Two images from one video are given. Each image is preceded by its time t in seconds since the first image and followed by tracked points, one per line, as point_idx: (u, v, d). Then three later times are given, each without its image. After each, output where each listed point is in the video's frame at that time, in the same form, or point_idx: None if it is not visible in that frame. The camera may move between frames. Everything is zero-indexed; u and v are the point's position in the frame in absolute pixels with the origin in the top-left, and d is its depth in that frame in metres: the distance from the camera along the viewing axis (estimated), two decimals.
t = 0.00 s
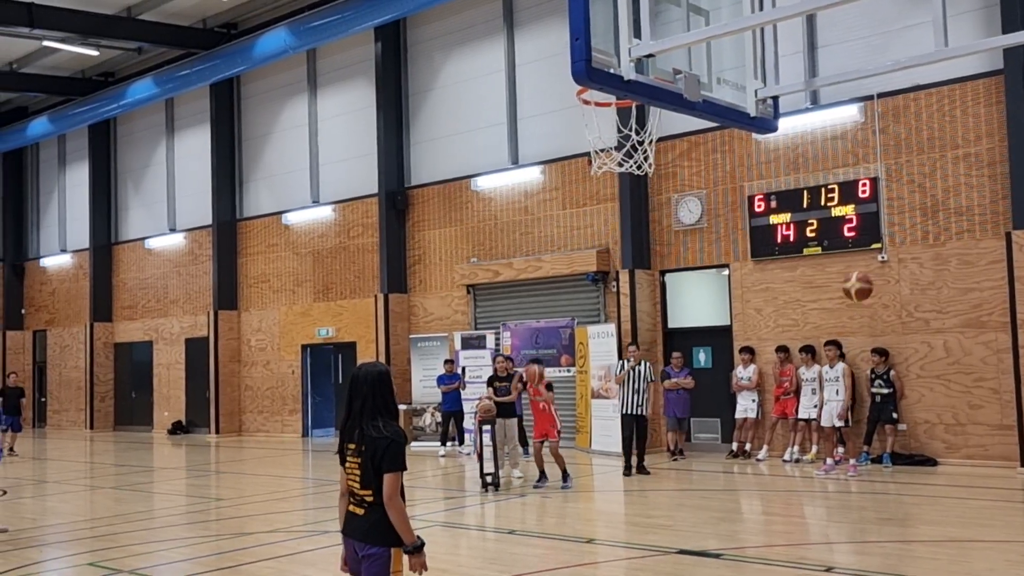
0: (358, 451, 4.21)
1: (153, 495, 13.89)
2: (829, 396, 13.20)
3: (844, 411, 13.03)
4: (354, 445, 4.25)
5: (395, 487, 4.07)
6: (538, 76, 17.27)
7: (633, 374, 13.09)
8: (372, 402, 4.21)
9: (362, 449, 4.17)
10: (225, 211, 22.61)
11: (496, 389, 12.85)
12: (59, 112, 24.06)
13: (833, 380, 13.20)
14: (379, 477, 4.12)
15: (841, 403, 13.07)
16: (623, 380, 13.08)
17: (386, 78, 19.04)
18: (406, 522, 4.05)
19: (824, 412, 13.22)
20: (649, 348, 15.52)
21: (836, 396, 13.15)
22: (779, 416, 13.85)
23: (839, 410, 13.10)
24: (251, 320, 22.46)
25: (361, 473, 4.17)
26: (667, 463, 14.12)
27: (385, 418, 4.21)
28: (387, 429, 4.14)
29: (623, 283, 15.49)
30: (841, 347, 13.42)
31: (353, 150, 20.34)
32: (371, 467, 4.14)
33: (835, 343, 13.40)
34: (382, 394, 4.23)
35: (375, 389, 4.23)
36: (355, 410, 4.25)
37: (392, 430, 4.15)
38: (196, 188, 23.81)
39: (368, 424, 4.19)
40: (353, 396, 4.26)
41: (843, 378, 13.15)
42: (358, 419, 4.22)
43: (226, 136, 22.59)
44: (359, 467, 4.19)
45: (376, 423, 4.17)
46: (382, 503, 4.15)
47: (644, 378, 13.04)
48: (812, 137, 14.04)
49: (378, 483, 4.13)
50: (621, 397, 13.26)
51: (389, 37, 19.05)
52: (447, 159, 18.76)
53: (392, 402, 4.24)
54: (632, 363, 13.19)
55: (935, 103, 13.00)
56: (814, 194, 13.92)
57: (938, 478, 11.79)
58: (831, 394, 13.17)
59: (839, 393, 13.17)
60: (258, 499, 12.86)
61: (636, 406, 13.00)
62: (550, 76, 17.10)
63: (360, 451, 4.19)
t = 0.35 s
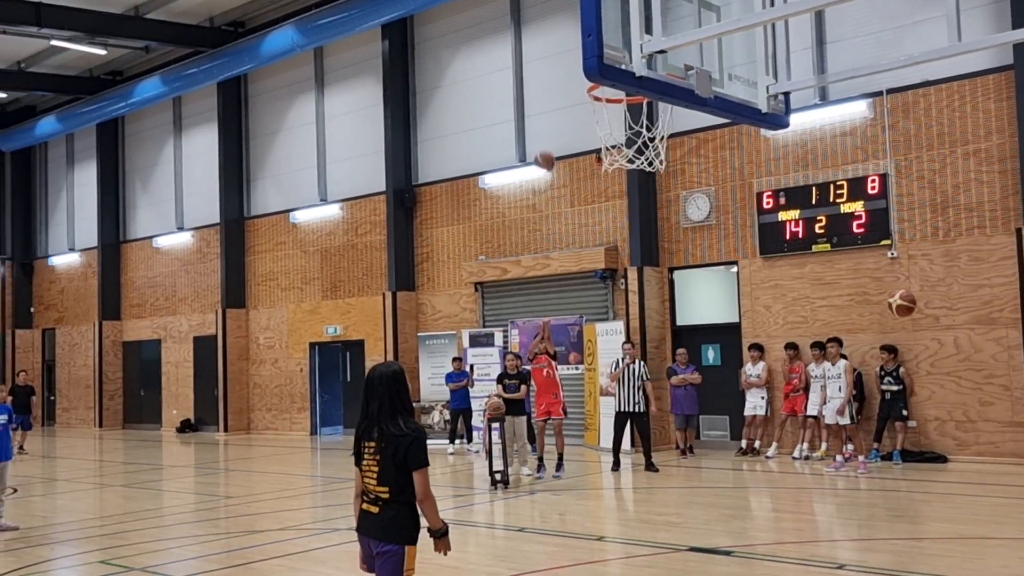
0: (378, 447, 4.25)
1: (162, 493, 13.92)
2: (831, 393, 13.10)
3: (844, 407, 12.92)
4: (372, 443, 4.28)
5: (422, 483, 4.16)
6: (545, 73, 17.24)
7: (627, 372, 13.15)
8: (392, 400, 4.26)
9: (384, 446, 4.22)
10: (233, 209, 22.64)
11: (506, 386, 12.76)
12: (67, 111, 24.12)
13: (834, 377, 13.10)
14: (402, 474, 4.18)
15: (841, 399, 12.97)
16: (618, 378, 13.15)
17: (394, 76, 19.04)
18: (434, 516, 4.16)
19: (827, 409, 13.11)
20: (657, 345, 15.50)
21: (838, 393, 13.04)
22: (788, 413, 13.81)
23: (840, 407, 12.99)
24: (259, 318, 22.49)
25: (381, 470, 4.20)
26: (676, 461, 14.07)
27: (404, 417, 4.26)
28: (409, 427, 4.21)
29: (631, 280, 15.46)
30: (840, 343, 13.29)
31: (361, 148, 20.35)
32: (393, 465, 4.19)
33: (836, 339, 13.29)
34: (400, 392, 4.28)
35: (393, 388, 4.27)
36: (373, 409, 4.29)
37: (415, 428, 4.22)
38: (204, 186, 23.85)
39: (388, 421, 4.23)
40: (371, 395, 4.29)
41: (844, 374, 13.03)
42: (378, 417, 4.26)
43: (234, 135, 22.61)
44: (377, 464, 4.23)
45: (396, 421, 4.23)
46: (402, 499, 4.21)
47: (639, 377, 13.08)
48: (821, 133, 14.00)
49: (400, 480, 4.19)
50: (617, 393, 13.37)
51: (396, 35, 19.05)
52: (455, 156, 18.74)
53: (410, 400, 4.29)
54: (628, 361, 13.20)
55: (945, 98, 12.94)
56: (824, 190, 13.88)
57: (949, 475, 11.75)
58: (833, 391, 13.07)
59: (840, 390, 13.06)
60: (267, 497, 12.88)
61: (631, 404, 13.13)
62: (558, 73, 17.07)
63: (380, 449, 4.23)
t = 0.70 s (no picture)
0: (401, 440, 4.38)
1: (169, 494, 13.93)
2: (836, 390, 13.08)
3: (849, 405, 12.91)
4: (395, 437, 4.41)
5: (446, 470, 4.33)
6: (550, 72, 17.23)
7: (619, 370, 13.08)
8: (410, 395, 4.39)
9: (407, 439, 4.35)
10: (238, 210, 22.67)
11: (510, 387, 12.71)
12: (72, 113, 24.15)
13: (837, 374, 13.10)
14: (425, 464, 4.33)
15: (846, 397, 12.95)
16: (611, 376, 13.06)
17: (398, 76, 19.04)
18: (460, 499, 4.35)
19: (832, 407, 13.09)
20: (664, 344, 15.53)
21: (842, 390, 13.02)
22: (795, 410, 13.87)
23: (845, 404, 12.97)
24: (264, 318, 22.52)
25: (405, 462, 4.35)
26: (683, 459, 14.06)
27: (423, 409, 4.41)
28: (430, 419, 4.36)
29: (637, 279, 15.46)
30: (841, 341, 13.22)
31: (366, 148, 20.36)
32: (417, 456, 4.33)
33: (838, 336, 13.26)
34: (417, 386, 4.42)
35: (411, 382, 4.40)
36: (391, 404, 4.42)
37: (436, 419, 4.38)
38: (209, 187, 23.88)
39: (409, 415, 4.38)
40: (389, 391, 4.42)
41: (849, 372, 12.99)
42: (397, 411, 4.40)
43: (239, 135, 22.63)
44: (401, 457, 4.37)
45: (416, 413, 4.37)
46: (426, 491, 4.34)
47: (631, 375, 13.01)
48: (826, 131, 13.99)
49: (425, 470, 4.34)
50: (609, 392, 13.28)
51: (400, 35, 19.06)
52: (460, 156, 18.76)
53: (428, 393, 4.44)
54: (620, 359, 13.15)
55: (952, 95, 12.92)
56: (830, 188, 13.88)
57: (957, 473, 11.74)
58: (837, 389, 13.05)
59: (844, 387, 13.04)
60: (274, 497, 12.89)
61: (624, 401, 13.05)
62: (563, 73, 17.07)
63: (402, 441, 4.37)
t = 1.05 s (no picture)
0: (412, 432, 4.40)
1: (165, 489, 13.90)
2: (831, 384, 13.06)
3: (844, 398, 12.92)
4: (406, 428, 4.43)
5: (455, 461, 4.32)
6: (547, 66, 17.21)
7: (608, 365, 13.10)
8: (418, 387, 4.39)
9: (419, 431, 4.37)
10: (233, 204, 22.61)
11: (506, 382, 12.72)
12: (66, 106, 24.05)
13: (833, 368, 13.06)
14: (437, 455, 4.34)
15: (841, 390, 12.96)
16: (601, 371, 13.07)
17: (394, 70, 19.00)
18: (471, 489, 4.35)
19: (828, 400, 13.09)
20: (661, 338, 15.52)
21: (837, 383, 13.00)
22: (792, 404, 13.84)
23: (841, 397, 12.98)
24: (260, 313, 22.48)
25: (417, 454, 4.37)
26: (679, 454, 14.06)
27: (432, 400, 4.41)
28: (439, 409, 4.36)
29: (634, 274, 15.47)
30: (838, 335, 13.22)
31: (362, 142, 20.32)
32: (429, 447, 4.35)
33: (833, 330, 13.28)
34: (426, 379, 4.41)
35: (420, 374, 4.41)
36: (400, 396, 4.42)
37: (445, 409, 4.39)
38: (204, 182, 23.82)
39: (419, 409, 4.38)
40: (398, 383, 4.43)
41: (844, 365, 12.97)
42: (407, 404, 4.40)
43: (234, 130, 22.56)
44: (413, 448, 4.39)
45: (426, 405, 4.38)
46: (438, 481, 4.36)
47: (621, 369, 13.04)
48: (823, 126, 14.00)
49: (437, 462, 4.36)
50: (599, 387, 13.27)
51: (396, 29, 19.01)
52: (456, 151, 18.73)
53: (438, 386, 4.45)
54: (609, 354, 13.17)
55: (949, 89, 12.93)
56: (826, 182, 13.89)
57: (953, 466, 11.77)
58: (832, 382, 13.03)
59: (840, 380, 13.02)
60: (270, 492, 12.87)
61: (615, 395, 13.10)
62: (559, 67, 17.04)
63: (413, 435, 4.39)
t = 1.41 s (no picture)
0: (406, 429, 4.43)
1: (156, 484, 13.90)
2: (825, 380, 13.20)
3: (838, 394, 13.06)
4: (400, 426, 4.46)
5: (443, 456, 4.29)
6: (539, 62, 17.21)
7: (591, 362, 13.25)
8: (412, 384, 4.44)
9: (412, 428, 4.40)
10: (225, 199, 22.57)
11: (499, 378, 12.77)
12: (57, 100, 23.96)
13: (828, 363, 13.18)
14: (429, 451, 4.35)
15: (835, 386, 13.09)
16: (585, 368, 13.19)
17: (386, 66, 18.99)
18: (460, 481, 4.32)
19: (821, 396, 13.22)
20: (652, 334, 15.61)
21: (831, 379, 13.14)
22: (782, 400, 13.92)
23: (834, 393, 13.11)
24: (252, 308, 22.46)
25: (410, 451, 4.39)
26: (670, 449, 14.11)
27: (426, 397, 4.44)
28: (432, 405, 4.38)
29: (626, 269, 15.53)
30: (834, 330, 13.38)
31: (354, 137, 20.30)
32: (422, 444, 4.37)
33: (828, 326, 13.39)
34: (420, 377, 4.47)
35: (414, 372, 4.45)
36: (393, 393, 4.47)
37: (439, 405, 4.41)
38: (196, 176, 23.77)
39: (412, 406, 4.42)
40: (393, 381, 4.48)
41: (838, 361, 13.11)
42: (400, 401, 4.44)
43: (226, 124, 22.51)
44: (406, 445, 4.41)
45: (420, 401, 4.41)
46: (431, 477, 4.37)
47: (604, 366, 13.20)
48: (815, 123, 14.04)
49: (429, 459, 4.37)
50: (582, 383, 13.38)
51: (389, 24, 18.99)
52: (448, 146, 18.73)
53: (432, 383, 4.49)
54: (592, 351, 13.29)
55: (940, 87, 12.97)
56: (818, 179, 13.93)
57: (942, 462, 11.83)
58: (827, 377, 13.16)
59: (834, 376, 13.16)
60: (262, 487, 12.88)
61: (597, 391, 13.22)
62: (552, 63, 17.05)
63: (406, 432, 4.42)
